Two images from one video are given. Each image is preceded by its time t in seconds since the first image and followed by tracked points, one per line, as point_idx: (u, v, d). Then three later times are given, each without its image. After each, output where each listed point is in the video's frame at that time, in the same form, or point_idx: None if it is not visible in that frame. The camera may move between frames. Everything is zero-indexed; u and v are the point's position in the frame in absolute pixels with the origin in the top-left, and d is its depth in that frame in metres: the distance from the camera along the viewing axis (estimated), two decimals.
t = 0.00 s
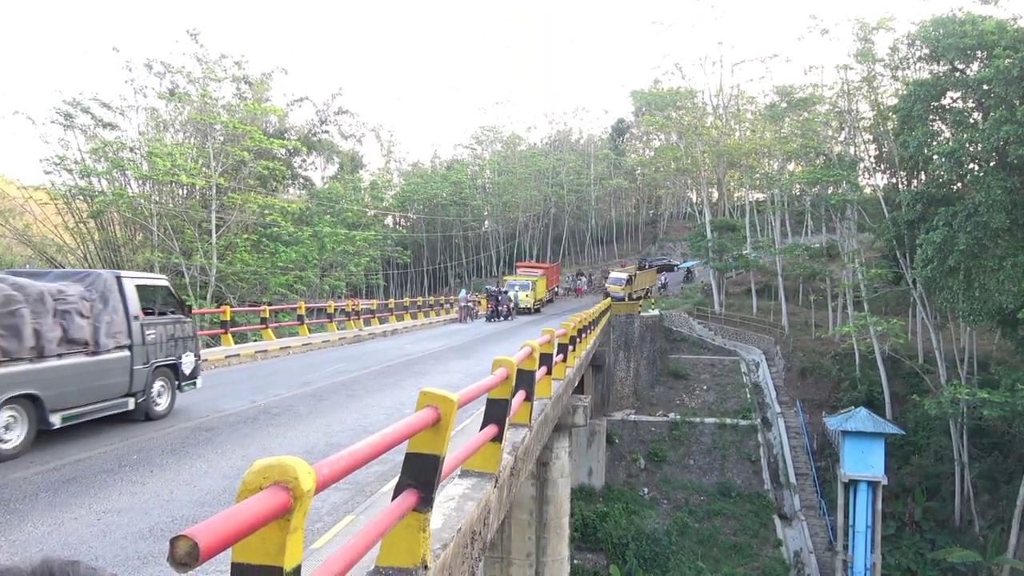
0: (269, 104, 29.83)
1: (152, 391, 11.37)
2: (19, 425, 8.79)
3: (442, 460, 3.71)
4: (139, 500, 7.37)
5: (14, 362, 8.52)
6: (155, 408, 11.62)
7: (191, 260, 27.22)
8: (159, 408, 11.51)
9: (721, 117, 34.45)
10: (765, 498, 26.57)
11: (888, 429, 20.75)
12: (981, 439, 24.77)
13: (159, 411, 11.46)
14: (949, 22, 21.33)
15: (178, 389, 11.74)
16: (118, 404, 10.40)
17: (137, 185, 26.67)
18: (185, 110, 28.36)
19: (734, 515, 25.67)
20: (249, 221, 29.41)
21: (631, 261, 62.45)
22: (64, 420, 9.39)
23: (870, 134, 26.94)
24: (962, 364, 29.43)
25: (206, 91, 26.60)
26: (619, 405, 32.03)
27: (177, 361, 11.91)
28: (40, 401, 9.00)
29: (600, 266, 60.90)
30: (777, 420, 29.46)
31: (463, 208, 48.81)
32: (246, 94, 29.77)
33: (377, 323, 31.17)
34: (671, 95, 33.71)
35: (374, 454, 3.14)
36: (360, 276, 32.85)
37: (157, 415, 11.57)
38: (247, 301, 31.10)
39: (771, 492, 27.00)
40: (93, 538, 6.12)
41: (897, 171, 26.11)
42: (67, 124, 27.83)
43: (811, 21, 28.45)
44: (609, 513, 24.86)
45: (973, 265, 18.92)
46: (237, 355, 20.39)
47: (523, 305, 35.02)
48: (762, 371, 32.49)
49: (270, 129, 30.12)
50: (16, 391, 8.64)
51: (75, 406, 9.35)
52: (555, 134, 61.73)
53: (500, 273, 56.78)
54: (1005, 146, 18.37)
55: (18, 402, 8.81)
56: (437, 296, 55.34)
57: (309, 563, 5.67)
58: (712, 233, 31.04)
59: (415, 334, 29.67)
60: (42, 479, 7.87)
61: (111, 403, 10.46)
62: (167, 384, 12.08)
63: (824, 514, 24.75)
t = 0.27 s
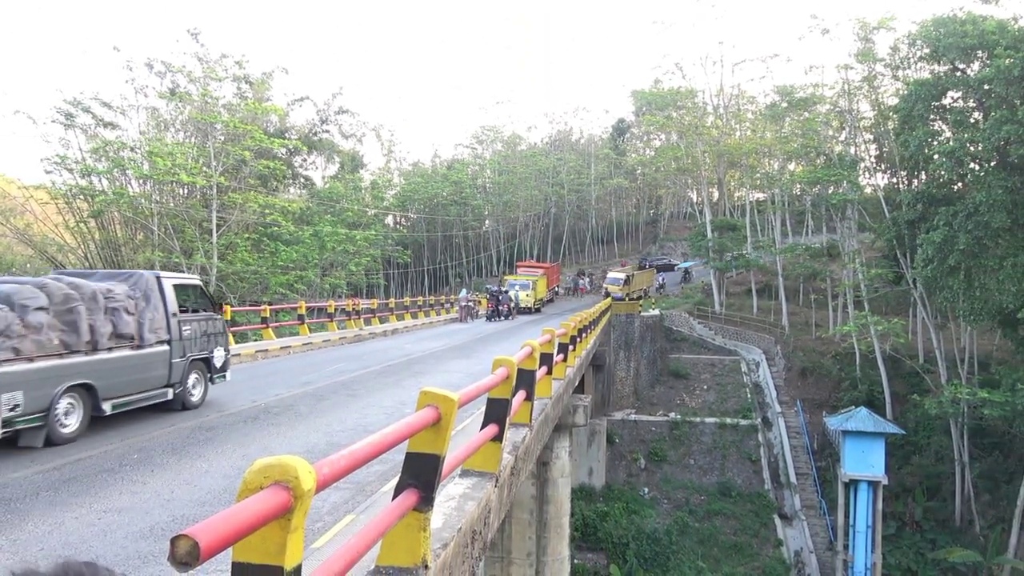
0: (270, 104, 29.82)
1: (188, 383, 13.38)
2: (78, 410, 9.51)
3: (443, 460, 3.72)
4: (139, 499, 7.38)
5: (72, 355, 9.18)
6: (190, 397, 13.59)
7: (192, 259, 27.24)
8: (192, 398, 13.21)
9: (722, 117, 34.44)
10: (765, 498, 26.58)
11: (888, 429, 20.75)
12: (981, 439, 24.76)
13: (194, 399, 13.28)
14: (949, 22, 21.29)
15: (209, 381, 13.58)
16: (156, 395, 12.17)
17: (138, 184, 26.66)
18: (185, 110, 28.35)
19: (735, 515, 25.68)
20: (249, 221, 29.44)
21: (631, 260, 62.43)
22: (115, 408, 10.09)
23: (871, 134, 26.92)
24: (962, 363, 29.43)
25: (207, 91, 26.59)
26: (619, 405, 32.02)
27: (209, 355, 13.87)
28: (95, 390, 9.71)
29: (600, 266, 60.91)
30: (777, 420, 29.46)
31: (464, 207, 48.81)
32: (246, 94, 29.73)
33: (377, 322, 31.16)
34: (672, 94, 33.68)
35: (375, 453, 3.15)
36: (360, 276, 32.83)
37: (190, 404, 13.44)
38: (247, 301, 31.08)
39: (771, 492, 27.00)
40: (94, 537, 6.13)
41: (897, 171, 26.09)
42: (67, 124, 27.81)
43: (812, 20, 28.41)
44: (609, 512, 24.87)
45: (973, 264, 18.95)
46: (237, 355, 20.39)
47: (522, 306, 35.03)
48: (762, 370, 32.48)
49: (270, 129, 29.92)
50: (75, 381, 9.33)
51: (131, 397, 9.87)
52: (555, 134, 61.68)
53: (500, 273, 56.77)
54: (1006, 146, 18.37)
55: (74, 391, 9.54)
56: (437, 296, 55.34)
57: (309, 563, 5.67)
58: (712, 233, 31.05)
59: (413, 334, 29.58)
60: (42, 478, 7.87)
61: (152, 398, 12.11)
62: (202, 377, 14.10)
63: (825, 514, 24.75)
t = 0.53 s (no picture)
0: (270, 103, 29.82)
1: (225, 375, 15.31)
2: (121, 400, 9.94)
3: (443, 461, 3.72)
4: (139, 499, 7.38)
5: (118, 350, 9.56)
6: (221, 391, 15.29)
7: (192, 259, 27.24)
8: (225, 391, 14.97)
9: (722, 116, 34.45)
10: (765, 497, 26.58)
11: (889, 429, 20.74)
12: (981, 439, 24.76)
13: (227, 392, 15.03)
14: (949, 22, 21.31)
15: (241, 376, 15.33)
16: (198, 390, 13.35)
17: (138, 184, 26.65)
18: (186, 110, 28.38)
19: (735, 515, 25.69)
20: (249, 221, 29.46)
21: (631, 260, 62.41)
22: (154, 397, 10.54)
23: (871, 133, 26.96)
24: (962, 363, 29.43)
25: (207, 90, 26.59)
26: (619, 405, 32.02)
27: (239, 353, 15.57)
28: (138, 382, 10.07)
29: (600, 266, 60.92)
30: (778, 419, 29.47)
31: (464, 207, 48.84)
32: (246, 94, 29.72)
33: (377, 322, 31.14)
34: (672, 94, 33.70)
35: (374, 454, 3.14)
36: (360, 276, 32.82)
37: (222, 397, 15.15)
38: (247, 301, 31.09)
39: (771, 492, 27.00)
40: (94, 537, 6.13)
41: (897, 171, 26.11)
42: (68, 124, 27.82)
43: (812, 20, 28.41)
44: (610, 512, 24.87)
45: (974, 264, 18.96)
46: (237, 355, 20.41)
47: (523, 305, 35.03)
48: (762, 370, 32.48)
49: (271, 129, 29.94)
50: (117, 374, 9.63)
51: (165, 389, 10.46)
52: (555, 134, 61.70)
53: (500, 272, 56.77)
54: (1006, 146, 18.38)
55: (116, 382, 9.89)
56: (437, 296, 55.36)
57: (309, 563, 5.67)
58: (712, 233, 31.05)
59: (413, 334, 29.53)
60: (42, 478, 7.87)
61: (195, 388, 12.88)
62: (228, 371, 16.16)
63: (825, 514, 24.76)
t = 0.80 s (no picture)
0: (270, 103, 29.79)
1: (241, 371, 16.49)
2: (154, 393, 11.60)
3: (443, 460, 3.72)
4: (139, 498, 7.39)
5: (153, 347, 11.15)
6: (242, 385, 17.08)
7: (193, 259, 27.26)
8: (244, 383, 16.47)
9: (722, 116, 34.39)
10: (765, 497, 26.60)
11: (889, 429, 20.75)
12: (982, 438, 24.78)
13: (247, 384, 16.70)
14: (950, 21, 21.32)
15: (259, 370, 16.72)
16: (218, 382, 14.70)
17: (139, 184, 26.65)
18: (186, 110, 28.39)
19: (735, 515, 25.71)
20: (250, 220, 29.49)
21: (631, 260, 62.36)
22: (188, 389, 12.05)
23: (871, 133, 26.97)
24: (962, 363, 29.44)
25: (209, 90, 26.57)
26: (619, 405, 32.02)
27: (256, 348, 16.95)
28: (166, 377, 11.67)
29: (600, 266, 60.89)
30: (778, 419, 29.51)
31: (465, 207, 48.82)
32: (247, 94, 29.73)
33: (377, 322, 31.13)
34: (671, 93, 33.73)
35: (374, 453, 3.13)
36: (360, 276, 32.80)
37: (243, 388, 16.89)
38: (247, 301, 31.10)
39: (772, 492, 27.04)
40: (95, 536, 6.14)
41: (897, 171, 26.11)
42: (68, 124, 27.84)
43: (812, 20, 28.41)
44: (610, 512, 24.90)
45: (974, 264, 18.92)
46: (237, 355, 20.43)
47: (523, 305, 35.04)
48: (762, 370, 32.48)
49: (272, 129, 30.06)
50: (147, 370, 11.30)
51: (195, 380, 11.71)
52: (556, 135, 61.71)
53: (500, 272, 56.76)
54: (1006, 145, 18.37)
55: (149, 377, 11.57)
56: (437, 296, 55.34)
57: (309, 563, 5.67)
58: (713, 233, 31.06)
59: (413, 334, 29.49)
60: (43, 478, 7.88)
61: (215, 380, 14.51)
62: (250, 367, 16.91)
63: (826, 514, 24.79)
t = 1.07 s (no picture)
0: (270, 103, 29.75)
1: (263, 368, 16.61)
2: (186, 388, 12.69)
3: (443, 460, 3.73)
4: (139, 498, 7.40)
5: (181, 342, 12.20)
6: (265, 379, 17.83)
7: (193, 259, 27.26)
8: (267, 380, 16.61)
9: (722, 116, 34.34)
10: (765, 497, 26.62)
11: (889, 428, 20.75)
12: (982, 438, 24.79)
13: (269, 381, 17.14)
14: (950, 21, 21.34)
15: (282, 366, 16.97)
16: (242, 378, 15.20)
17: (139, 185, 26.66)
18: (186, 110, 28.38)
19: (735, 514, 25.72)
20: (250, 221, 29.48)
21: (631, 259, 62.28)
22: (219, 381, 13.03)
23: (871, 133, 26.97)
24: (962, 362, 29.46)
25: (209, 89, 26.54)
26: (620, 404, 32.03)
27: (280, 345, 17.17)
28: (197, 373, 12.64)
29: (600, 266, 60.81)
30: (778, 419, 29.60)
31: (465, 206, 48.79)
32: (247, 94, 29.72)
33: (377, 322, 31.09)
34: (671, 93, 33.74)
35: (374, 453, 3.14)
36: (360, 275, 32.75)
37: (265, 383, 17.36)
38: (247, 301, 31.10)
39: (772, 491, 27.07)
40: (94, 536, 6.15)
41: (897, 171, 26.11)
42: (68, 125, 27.86)
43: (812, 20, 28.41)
44: (610, 512, 24.91)
45: (974, 264, 18.93)
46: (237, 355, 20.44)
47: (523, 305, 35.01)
48: (762, 370, 32.48)
49: (272, 130, 30.04)
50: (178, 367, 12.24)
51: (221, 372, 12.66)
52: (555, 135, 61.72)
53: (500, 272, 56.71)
54: (1006, 145, 18.37)
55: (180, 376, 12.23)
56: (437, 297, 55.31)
57: (308, 564, 5.68)
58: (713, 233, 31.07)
59: (413, 334, 29.46)
60: (43, 478, 7.89)
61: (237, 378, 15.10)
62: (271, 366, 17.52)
63: (826, 513, 24.86)
